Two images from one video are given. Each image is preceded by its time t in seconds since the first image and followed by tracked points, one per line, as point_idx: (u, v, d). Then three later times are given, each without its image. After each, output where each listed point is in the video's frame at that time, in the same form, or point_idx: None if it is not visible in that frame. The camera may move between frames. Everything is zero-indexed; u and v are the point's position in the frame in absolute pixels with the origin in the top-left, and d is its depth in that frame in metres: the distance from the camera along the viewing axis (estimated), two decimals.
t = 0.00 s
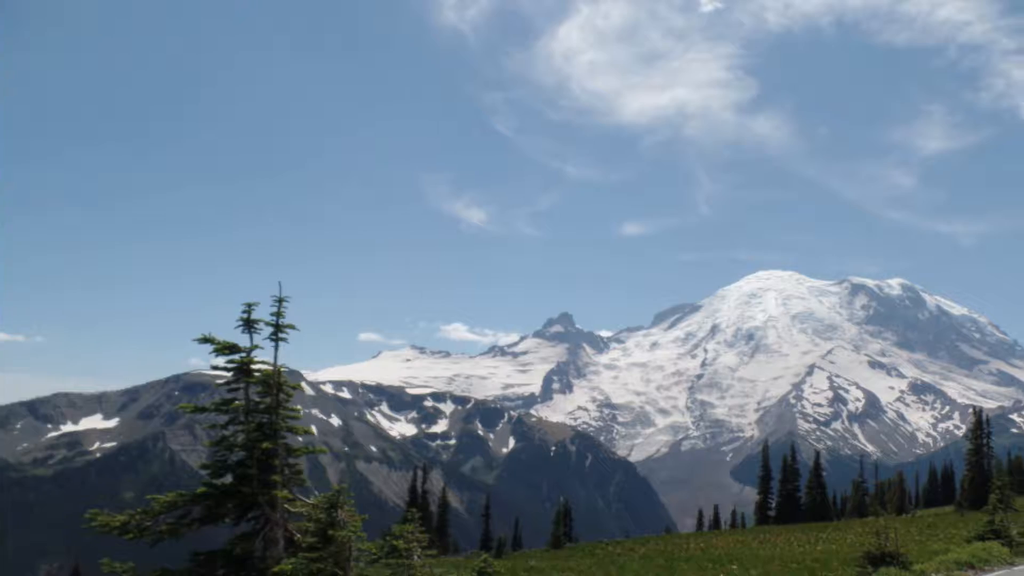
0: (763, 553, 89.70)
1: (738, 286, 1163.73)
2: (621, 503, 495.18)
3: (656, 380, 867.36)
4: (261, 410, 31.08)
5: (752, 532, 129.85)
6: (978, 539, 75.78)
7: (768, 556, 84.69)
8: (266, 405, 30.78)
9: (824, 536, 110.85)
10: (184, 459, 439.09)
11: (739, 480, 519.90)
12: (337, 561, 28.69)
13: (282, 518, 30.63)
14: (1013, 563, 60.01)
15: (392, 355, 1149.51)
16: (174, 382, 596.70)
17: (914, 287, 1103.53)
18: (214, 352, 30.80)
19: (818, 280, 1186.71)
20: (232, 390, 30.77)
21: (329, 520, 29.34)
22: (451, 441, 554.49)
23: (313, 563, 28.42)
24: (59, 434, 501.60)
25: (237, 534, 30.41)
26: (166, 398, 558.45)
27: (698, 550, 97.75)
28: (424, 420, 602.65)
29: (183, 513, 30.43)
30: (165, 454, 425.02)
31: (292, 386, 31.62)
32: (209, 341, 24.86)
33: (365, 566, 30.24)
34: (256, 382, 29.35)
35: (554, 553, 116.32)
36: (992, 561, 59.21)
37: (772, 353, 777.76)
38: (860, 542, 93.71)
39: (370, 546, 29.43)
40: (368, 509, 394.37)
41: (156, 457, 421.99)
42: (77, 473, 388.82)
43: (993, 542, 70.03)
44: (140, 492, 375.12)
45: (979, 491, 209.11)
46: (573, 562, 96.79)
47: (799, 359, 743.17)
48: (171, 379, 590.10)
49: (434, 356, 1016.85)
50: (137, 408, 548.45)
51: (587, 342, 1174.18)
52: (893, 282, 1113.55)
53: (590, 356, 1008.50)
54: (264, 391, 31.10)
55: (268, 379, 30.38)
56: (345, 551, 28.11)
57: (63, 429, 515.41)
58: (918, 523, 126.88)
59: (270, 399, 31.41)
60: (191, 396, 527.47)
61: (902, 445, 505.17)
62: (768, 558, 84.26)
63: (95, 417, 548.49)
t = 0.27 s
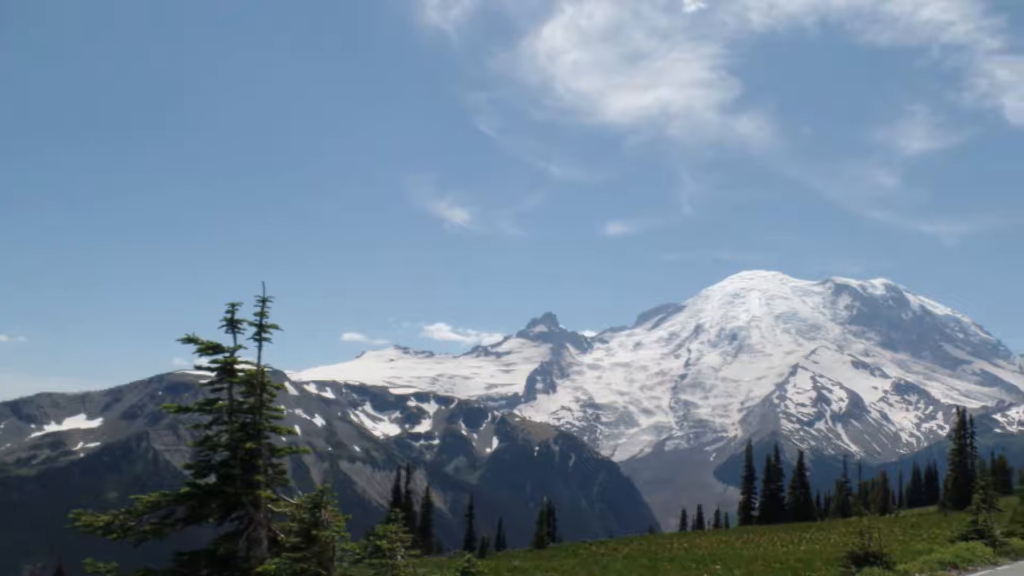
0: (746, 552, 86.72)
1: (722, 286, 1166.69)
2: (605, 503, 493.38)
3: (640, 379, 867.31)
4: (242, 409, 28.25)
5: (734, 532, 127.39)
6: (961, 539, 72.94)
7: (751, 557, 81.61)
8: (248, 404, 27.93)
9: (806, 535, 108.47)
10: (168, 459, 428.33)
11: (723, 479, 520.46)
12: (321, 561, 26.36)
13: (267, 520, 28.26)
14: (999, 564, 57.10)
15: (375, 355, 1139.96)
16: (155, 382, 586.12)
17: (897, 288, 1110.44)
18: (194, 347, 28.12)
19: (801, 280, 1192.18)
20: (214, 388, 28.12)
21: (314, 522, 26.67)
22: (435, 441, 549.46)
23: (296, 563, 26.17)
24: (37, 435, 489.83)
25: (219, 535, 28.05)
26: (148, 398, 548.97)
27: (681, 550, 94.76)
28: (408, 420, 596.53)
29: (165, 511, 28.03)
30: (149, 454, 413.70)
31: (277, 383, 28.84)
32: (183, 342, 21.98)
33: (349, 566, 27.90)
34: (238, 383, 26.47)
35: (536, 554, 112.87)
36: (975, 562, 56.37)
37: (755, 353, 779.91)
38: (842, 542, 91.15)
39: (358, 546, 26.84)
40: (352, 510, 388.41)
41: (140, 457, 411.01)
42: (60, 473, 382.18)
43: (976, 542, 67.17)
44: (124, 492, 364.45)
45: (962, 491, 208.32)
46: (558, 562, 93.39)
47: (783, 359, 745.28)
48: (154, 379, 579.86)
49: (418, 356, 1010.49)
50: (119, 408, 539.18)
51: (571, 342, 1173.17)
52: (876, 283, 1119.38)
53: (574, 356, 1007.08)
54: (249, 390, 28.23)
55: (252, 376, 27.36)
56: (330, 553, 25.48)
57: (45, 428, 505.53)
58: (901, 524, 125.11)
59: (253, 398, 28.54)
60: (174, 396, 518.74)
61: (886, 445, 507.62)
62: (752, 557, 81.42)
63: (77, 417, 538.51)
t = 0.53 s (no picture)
0: (730, 553, 84.09)
1: (706, 286, 1170.62)
2: (588, 503, 491.97)
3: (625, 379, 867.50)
4: (227, 409, 28.62)
5: (718, 533, 125.04)
6: (944, 540, 70.59)
7: (734, 556, 79.06)
8: (231, 405, 28.31)
9: (789, 535, 106.40)
10: (152, 459, 420.25)
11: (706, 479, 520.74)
12: (303, 562, 26.55)
13: (249, 519, 28.48)
14: (982, 564, 54.74)
15: (358, 355, 1132.55)
16: (137, 382, 577.76)
17: (880, 288, 1116.99)
18: (180, 349, 28.55)
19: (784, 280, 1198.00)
20: (198, 388, 28.57)
21: (296, 521, 27.03)
22: (418, 441, 545.44)
23: (278, 563, 26.53)
24: (17, 435, 480.70)
25: (202, 535, 28.43)
26: (132, 397, 540.73)
27: (665, 550, 91.97)
28: (392, 420, 591.64)
29: (148, 512, 28.36)
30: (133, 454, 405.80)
31: (260, 383, 29.35)
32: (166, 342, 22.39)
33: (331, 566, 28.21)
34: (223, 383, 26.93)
35: (518, 554, 109.81)
36: (958, 562, 53.90)
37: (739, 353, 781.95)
38: (826, 543, 88.75)
39: (340, 547, 27.17)
40: (336, 509, 384.06)
41: (124, 457, 402.59)
42: (43, 474, 372.90)
43: (957, 542, 64.80)
44: (108, 493, 356.37)
45: (946, 491, 207.35)
46: (543, 561, 90.42)
47: (766, 360, 748.03)
48: (136, 378, 571.51)
49: (402, 356, 1004.69)
50: (102, 408, 530.65)
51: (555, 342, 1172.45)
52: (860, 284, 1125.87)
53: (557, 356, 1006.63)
54: (232, 391, 28.56)
55: (236, 378, 27.84)
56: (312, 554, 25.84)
57: (28, 429, 496.82)
58: (887, 524, 123.23)
59: (237, 398, 28.91)
60: (158, 396, 510.96)
61: (869, 445, 510.21)
62: (735, 556, 78.92)
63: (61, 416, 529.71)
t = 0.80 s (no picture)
0: (713, 553, 81.50)
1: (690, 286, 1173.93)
2: (572, 503, 489.19)
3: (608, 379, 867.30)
4: (210, 408, 28.44)
5: (700, 533, 122.73)
6: (927, 540, 68.35)
7: (719, 556, 76.36)
8: (216, 404, 28.03)
9: (773, 536, 104.15)
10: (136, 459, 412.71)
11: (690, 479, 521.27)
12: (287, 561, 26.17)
13: (233, 519, 28.31)
14: (968, 564, 52.41)
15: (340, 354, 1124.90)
16: (119, 382, 569.02)
17: (863, 288, 1123.85)
18: (162, 350, 28.46)
19: (768, 280, 1202.84)
20: (182, 389, 28.41)
21: (281, 521, 28.08)
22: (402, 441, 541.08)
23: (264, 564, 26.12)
24: None
25: (186, 536, 28.06)
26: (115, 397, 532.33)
27: (648, 550, 89.32)
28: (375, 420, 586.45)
29: (130, 512, 27.62)
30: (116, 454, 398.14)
31: (244, 384, 29.16)
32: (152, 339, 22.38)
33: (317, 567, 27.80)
34: (207, 383, 26.82)
35: (501, 554, 106.91)
36: (940, 563, 51.45)
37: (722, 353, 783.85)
38: (809, 542, 86.50)
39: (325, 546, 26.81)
40: (320, 509, 378.94)
41: (107, 457, 394.74)
42: (26, 475, 364.47)
43: (941, 542, 62.40)
44: (92, 493, 348.97)
45: (929, 491, 206.56)
46: (526, 561, 87.40)
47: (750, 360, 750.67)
48: (119, 378, 563.22)
49: (385, 356, 998.60)
50: (85, 408, 522.05)
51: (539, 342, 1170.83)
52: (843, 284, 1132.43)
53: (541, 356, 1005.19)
54: (217, 391, 28.46)
55: (221, 379, 27.87)
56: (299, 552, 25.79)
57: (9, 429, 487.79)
58: (870, 524, 121.32)
59: (221, 397, 28.83)
60: (142, 395, 503.29)
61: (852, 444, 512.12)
62: (719, 556, 76.47)
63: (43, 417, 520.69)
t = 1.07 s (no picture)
0: (698, 552, 78.76)
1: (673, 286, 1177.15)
2: (555, 503, 486.30)
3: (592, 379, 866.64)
4: (194, 410, 28.20)
5: (685, 533, 120.15)
6: (910, 539, 65.92)
7: (703, 556, 73.68)
8: (199, 405, 27.84)
9: (756, 535, 101.66)
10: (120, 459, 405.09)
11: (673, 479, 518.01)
12: (269, 560, 26.35)
13: (215, 519, 28.04)
14: (952, 563, 50.01)
15: (323, 354, 1115.67)
16: (99, 382, 559.82)
17: (847, 289, 1130.33)
18: (146, 351, 28.13)
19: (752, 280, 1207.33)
20: (165, 389, 28.16)
21: (263, 521, 26.75)
22: (385, 441, 536.56)
23: (245, 563, 26.20)
24: None
25: (170, 534, 27.90)
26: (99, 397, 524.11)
27: (632, 550, 86.55)
28: (358, 420, 581.05)
29: (114, 512, 27.61)
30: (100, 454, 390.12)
31: (226, 386, 28.90)
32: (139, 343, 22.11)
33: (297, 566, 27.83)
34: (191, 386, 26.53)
35: (484, 554, 103.83)
36: (922, 563, 49.15)
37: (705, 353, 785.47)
38: (792, 543, 83.98)
39: (306, 546, 26.74)
40: (303, 508, 373.57)
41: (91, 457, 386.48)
42: (8, 476, 356.07)
43: (924, 542, 60.00)
44: (75, 493, 341.52)
45: (912, 490, 205.77)
46: (510, 561, 84.18)
47: (733, 359, 752.31)
48: (102, 378, 554.80)
49: (369, 356, 991.81)
50: (68, 408, 513.55)
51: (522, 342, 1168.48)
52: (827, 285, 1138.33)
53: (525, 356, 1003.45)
54: (199, 392, 28.04)
55: (203, 381, 27.38)
56: (276, 552, 25.70)
57: None
58: (854, 524, 119.20)
59: (203, 399, 28.48)
60: (127, 395, 495.67)
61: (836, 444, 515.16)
62: (703, 555, 73.90)
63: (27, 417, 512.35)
